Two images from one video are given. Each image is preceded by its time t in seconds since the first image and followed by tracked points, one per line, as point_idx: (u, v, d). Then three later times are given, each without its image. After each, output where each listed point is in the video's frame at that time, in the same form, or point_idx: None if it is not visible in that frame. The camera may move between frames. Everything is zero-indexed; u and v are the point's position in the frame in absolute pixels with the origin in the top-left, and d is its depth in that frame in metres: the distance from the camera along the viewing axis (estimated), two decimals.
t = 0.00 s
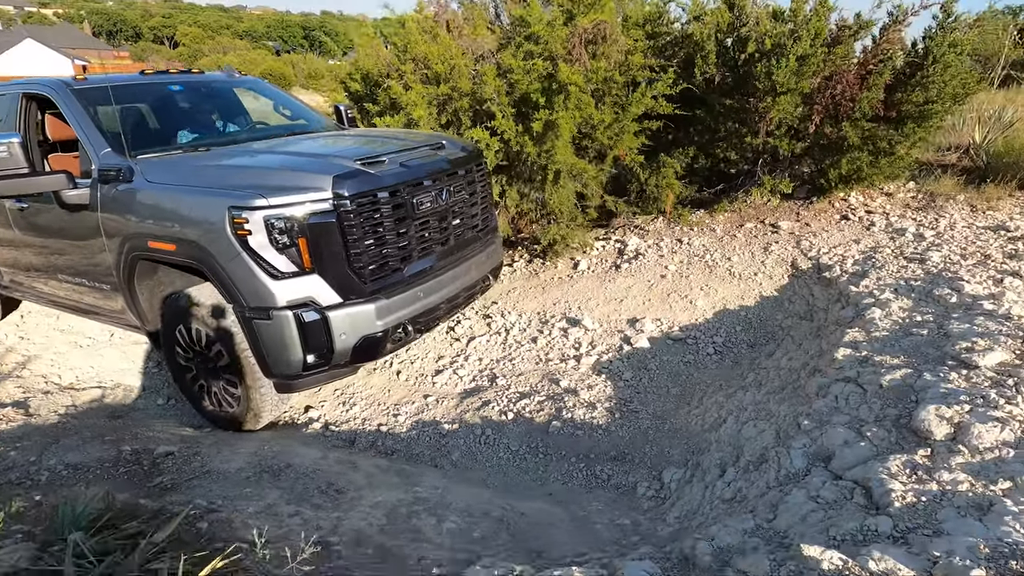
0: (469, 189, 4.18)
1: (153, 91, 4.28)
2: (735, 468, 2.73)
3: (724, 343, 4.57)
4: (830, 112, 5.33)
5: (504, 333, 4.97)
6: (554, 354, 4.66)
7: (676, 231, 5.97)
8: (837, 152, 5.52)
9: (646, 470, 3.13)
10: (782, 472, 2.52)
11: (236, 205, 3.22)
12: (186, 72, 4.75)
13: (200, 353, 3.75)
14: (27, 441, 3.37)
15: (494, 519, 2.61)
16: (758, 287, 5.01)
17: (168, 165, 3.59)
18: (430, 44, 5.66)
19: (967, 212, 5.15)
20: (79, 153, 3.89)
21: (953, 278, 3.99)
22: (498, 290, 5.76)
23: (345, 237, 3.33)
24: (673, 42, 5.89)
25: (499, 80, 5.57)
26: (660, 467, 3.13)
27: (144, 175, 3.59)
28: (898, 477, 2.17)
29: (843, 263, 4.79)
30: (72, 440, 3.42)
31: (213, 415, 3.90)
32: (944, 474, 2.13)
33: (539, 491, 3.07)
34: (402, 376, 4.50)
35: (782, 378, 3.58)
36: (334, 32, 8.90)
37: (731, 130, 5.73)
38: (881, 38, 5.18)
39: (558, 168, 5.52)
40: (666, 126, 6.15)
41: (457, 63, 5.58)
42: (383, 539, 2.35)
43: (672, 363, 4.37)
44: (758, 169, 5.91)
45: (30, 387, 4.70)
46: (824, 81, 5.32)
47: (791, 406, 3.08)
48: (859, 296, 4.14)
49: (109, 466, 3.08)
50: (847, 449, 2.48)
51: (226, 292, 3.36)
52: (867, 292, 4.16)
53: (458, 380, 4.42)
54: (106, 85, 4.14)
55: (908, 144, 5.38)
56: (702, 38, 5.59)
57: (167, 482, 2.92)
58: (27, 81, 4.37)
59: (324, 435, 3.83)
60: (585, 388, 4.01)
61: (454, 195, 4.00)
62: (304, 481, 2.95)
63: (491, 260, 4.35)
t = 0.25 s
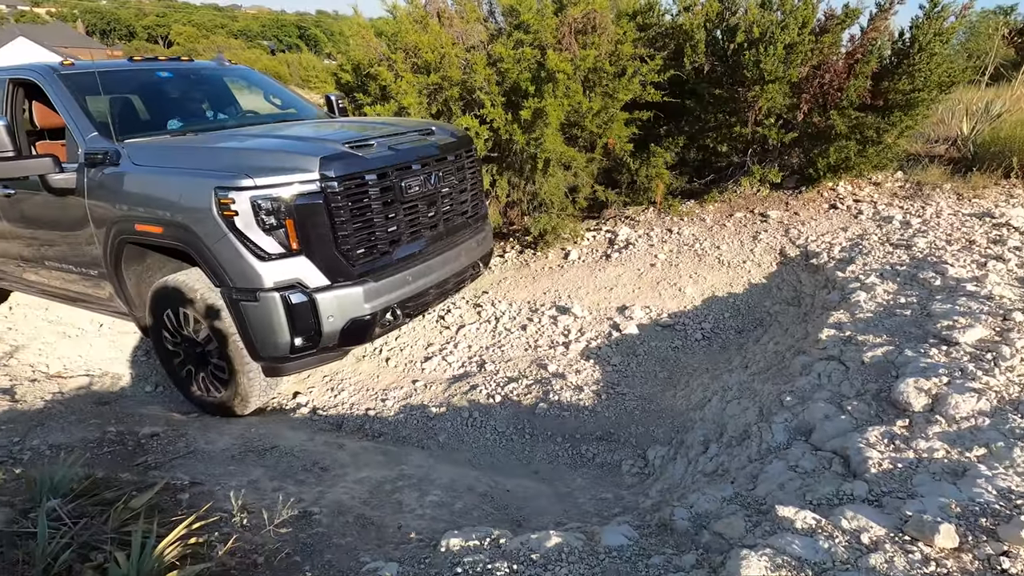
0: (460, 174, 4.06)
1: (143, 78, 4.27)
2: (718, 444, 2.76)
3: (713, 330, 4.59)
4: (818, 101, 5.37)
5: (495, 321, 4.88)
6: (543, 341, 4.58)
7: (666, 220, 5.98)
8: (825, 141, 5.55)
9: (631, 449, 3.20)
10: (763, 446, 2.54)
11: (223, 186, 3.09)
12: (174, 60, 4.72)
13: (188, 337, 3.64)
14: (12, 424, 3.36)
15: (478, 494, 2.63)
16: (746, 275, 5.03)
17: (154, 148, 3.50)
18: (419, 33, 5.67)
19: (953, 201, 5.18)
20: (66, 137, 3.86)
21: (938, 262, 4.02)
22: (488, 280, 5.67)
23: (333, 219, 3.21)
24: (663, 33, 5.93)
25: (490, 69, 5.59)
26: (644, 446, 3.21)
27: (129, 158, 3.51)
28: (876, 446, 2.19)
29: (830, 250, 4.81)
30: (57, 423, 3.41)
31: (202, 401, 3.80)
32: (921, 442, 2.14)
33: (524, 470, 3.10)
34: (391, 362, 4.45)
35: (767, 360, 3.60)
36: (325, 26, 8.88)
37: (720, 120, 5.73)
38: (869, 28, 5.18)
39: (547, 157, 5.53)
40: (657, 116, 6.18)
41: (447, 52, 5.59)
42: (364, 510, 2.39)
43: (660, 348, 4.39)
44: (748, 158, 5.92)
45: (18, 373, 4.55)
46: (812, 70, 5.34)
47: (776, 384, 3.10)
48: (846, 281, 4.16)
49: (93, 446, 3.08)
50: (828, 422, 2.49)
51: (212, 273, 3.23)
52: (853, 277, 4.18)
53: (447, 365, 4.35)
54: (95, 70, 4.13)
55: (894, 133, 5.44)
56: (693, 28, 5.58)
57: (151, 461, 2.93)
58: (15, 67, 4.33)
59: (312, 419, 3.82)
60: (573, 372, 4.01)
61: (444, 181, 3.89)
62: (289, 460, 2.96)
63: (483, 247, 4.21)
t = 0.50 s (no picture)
0: (451, 173, 4.10)
1: (134, 76, 4.28)
2: (704, 437, 2.81)
3: (702, 327, 4.65)
4: (805, 102, 5.45)
5: (486, 319, 4.90)
6: (534, 339, 4.60)
7: (656, 220, 6.04)
8: (812, 141, 5.63)
9: (619, 442, 3.26)
10: (748, 438, 2.59)
11: (214, 183, 3.12)
12: (165, 59, 4.74)
13: (180, 335, 3.63)
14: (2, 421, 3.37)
15: (467, 486, 2.67)
16: (735, 273, 5.08)
17: (146, 147, 3.52)
18: (411, 33, 5.70)
19: (937, 200, 5.26)
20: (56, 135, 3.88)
21: (921, 260, 4.09)
22: (480, 279, 5.70)
23: (325, 216, 3.23)
24: (653, 35, 6.00)
25: (481, 70, 5.64)
26: (633, 439, 3.27)
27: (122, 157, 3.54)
28: (856, 436, 2.24)
29: (817, 249, 4.88)
30: (48, 421, 3.42)
31: (194, 399, 3.79)
32: (900, 432, 2.19)
33: (515, 464, 3.14)
34: (383, 360, 4.46)
35: (754, 355, 3.66)
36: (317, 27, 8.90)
37: (708, 120, 5.79)
38: (855, 30, 5.25)
39: (539, 156, 5.57)
40: (647, 116, 6.24)
41: (439, 52, 5.64)
42: (355, 501, 2.42)
43: (650, 346, 4.44)
44: (738, 159, 5.99)
45: (7, 373, 4.48)
46: (799, 72, 5.41)
47: (762, 379, 3.15)
48: (832, 279, 4.23)
49: (84, 442, 3.09)
50: (811, 415, 2.54)
51: (204, 270, 3.25)
52: (839, 275, 4.24)
53: (438, 363, 4.36)
54: (86, 68, 4.14)
55: (879, 134, 5.53)
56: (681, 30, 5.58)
57: (142, 456, 2.94)
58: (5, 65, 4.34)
59: (303, 416, 3.83)
60: (563, 368, 4.04)
61: (436, 178, 3.92)
62: (280, 455, 2.98)
63: (474, 245, 4.24)
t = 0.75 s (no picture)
0: (445, 174, 4.13)
1: (127, 78, 4.30)
2: (692, 434, 2.87)
3: (691, 327, 4.71)
4: (793, 105, 5.53)
5: (478, 320, 4.94)
6: (526, 339, 4.65)
7: (647, 222, 6.11)
8: (799, 144, 5.72)
9: (609, 440, 3.32)
10: (734, 435, 2.64)
11: (210, 183, 3.12)
12: (159, 60, 4.76)
13: (174, 336, 3.63)
14: None
15: (459, 483, 2.71)
16: (724, 274, 5.15)
17: (141, 148, 3.52)
18: (404, 36, 5.74)
19: (921, 202, 5.36)
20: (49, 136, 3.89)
21: (905, 261, 4.18)
22: (473, 281, 5.74)
23: (320, 217, 3.25)
24: (644, 39, 6.06)
25: (473, 73, 5.70)
26: (622, 437, 3.33)
27: (117, 158, 3.54)
28: (838, 431, 2.30)
29: (804, 250, 4.97)
30: (39, 422, 3.43)
31: (187, 400, 3.78)
32: (879, 426, 2.26)
33: (506, 462, 3.18)
34: (375, 361, 4.48)
35: (742, 354, 3.72)
36: (309, 30, 8.93)
37: (697, 123, 5.84)
38: (840, 35, 5.34)
39: (531, 159, 5.62)
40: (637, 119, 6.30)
41: (431, 56, 5.68)
42: (347, 498, 2.46)
43: (640, 346, 4.51)
44: (727, 162, 6.07)
45: None
46: (786, 75, 5.49)
47: (748, 377, 3.21)
48: (818, 279, 4.30)
49: (76, 442, 3.11)
50: (795, 411, 2.60)
51: (199, 271, 3.25)
52: (825, 276, 4.32)
53: (431, 363, 4.40)
54: (79, 69, 4.15)
55: (864, 136, 5.65)
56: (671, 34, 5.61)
57: (135, 455, 2.96)
58: None
59: (296, 416, 3.85)
60: (554, 368, 4.09)
61: (430, 180, 3.96)
62: (273, 454, 3.01)
63: (468, 247, 4.28)
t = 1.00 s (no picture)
0: (438, 178, 4.15)
1: (118, 81, 4.30)
2: (678, 435, 2.91)
3: (680, 329, 4.76)
4: (778, 111, 5.61)
5: (468, 323, 4.97)
6: (516, 342, 4.69)
7: (636, 225, 6.16)
8: (785, 149, 5.80)
9: (598, 441, 3.36)
10: (720, 436, 2.68)
11: (203, 188, 3.09)
12: (150, 64, 4.77)
13: (166, 342, 3.62)
14: None
15: (448, 485, 2.74)
16: (712, 277, 5.21)
17: (132, 152, 3.49)
18: (395, 42, 5.78)
19: (905, 206, 5.44)
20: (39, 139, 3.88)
21: (888, 264, 4.25)
22: (464, 284, 5.77)
23: (314, 221, 3.24)
24: (634, 44, 6.12)
25: (464, 78, 5.75)
26: (610, 439, 3.37)
27: (108, 162, 3.51)
28: (820, 431, 2.35)
29: (790, 253, 5.03)
30: (27, 428, 3.42)
31: (176, 404, 3.79)
32: (860, 426, 2.31)
33: (495, 464, 3.21)
34: (366, 364, 4.50)
35: (728, 357, 3.78)
36: (300, 33, 8.95)
37: (685, 128, 5.91)
38: (825, 41, 5.43)
39: (521, 163, 5.66)
40: (626, 124, 6.36)
41: (422, 61, 5.72)
42: (336, 501, 2.49)
43: (629, 348, 4.55)
44: (715, 166, 6.12)
45: None
46: (772, 81, 5.56)
47: (734, 379, 3.26)
48: (803, 282, 4.37)
49: (64, 448, 3.10)
50: (779, 412, 2.65)
51: (192, 275, 3.23)
52: (810, 278, 4.38)
53: (421, 367, 4.42)
54: (69, 72, 4.15)
55: (849, 141, 5.74)
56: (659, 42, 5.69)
57: (123, 461, 2.97)
58: None
59: (286, 420, 3.86)
60: (544, 371, 4.13)
61: (424, 184, 3.97)
62: (262, 458, 3.03)
63: (460, 250, 4.30)
